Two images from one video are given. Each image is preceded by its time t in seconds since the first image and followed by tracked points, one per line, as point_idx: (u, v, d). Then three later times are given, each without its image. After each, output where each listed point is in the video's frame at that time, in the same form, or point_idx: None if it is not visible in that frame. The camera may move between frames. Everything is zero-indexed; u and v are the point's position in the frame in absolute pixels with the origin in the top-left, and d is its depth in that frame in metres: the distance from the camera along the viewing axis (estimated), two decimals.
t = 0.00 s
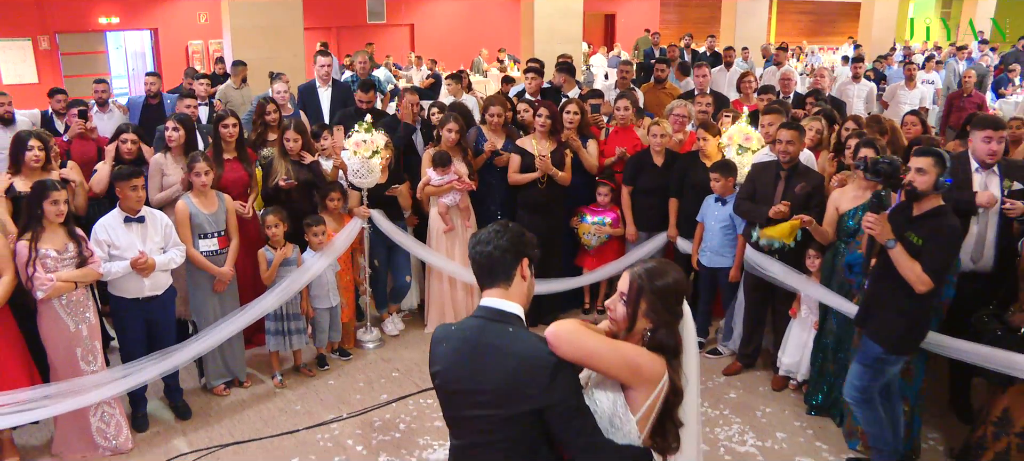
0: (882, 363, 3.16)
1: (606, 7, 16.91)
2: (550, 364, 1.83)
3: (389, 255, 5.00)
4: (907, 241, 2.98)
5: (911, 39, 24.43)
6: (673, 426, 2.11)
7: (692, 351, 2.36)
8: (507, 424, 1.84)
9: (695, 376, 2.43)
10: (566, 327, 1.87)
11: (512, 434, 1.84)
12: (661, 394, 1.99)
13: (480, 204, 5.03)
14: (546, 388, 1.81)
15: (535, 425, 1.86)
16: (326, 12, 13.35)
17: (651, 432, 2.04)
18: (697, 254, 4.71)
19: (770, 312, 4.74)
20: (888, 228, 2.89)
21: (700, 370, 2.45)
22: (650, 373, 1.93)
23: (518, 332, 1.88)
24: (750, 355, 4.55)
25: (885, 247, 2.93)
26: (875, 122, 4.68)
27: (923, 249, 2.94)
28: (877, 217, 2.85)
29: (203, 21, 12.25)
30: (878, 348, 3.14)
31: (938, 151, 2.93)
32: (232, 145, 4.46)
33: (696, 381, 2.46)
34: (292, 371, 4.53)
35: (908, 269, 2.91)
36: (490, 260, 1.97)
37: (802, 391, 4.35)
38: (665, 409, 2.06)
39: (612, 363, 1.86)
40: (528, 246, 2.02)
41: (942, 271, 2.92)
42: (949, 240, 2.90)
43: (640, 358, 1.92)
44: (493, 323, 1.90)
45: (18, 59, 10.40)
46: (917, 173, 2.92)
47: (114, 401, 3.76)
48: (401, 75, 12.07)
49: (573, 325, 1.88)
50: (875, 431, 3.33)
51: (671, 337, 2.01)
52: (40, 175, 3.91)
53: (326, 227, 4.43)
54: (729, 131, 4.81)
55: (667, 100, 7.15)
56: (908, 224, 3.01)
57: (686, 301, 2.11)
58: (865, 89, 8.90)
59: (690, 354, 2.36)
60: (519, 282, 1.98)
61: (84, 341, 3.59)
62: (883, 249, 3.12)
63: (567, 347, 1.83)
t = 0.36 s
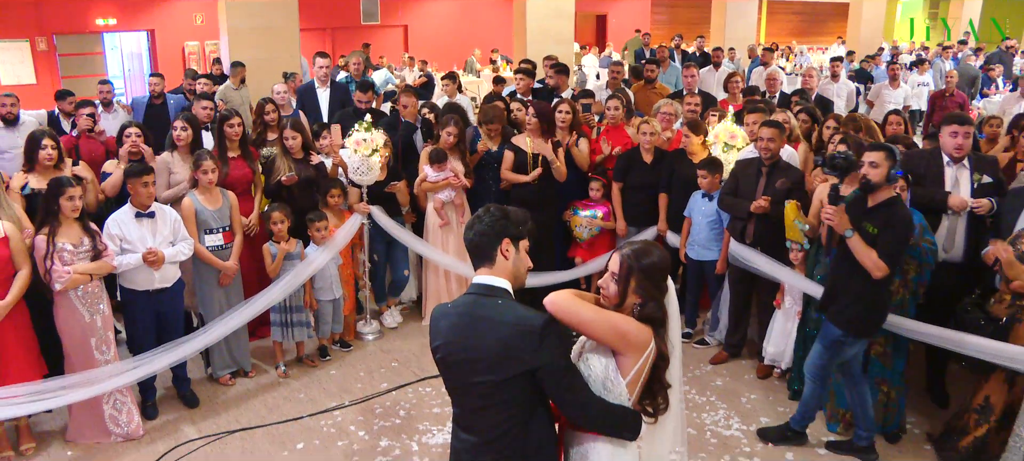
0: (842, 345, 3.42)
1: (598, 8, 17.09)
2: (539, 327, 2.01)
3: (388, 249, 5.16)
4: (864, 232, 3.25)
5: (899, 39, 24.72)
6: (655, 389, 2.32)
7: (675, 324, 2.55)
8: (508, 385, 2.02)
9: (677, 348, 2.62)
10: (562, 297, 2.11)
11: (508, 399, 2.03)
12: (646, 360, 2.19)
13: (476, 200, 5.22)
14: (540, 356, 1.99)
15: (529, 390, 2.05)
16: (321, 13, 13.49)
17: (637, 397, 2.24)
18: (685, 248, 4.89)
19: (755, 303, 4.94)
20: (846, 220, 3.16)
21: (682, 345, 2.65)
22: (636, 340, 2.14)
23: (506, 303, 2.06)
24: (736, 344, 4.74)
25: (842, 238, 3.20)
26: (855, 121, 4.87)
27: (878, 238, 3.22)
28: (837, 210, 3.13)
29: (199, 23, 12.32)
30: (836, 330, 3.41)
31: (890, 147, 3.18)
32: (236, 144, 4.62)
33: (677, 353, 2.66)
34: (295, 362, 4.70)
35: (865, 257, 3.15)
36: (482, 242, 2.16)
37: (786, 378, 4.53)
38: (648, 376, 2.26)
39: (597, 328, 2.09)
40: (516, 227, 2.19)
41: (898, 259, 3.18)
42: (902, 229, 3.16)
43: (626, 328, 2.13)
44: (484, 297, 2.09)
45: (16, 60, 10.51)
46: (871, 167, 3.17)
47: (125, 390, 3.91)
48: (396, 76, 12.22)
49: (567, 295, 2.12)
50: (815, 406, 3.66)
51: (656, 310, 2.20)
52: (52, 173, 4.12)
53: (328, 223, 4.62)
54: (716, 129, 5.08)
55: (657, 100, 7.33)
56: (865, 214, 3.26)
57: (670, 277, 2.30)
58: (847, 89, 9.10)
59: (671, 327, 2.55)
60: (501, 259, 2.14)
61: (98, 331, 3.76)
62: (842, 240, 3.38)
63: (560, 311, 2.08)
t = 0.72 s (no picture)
0: (802, 329, 3.65)
1: (591, 8, 17.26)
2: (538, 313, 2.17)
3: (387, 245, 5.34)
4: (819, 222, 3.51)
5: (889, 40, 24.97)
6: (644, 371, 2.49)
7: (662, 314, 2.71)
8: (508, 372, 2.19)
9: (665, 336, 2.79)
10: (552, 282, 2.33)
11: (507, 380, 2.21)
12: (636, 343, 2.37)
13: (471, 196, 5.40)
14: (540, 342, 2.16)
15: (529, 374, 2.22)
16: (317, 14, 13.64)
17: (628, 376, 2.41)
18: (674, 242, 5.08)
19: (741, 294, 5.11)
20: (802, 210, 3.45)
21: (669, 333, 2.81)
22: (623, 323, 2.31)
23: (508, 292, 2.22)
24: (722, 335, 4.93)
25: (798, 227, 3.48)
26: (837, 120, 5.07)
27: (832, 228, 3.49)
28: (793, 201, 3.41)
29: (196, 23, 12.43)
30: (796, 316, 3.66)
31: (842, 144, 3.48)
32: (238, 141, 4.77)
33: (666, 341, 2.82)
34: (297, 352, 4.87)
35: (820, 246, 3.44)
36: (484, 234, 2.32)
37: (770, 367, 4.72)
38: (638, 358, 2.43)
39: (587, 312, 2.28)
40: (518, 220, 2.34)
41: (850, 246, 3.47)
42: (853, 219, 3.47)
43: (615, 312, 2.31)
44: (486, 286, 2.25)
45: (16, 60, 10.64)
46: (825, 161, 3.46)
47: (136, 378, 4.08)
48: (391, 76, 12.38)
49: (561, 281, 2.33)
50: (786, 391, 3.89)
51: (644, 296, 2.37)
52: (64, 170, 4.29)
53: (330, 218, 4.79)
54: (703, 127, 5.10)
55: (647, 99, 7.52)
56: (818, 206, 3.53)
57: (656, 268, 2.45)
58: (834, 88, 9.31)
59: (659, 316, 2.71)
60: (500, 251, 2.30)
61: (110, 321, 3.93)
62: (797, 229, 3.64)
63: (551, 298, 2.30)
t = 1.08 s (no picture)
0: (770, 315, 3.93)
1: (587, 9, 17.46)
2: (547, 318, 2.30)
3: (387, 241, 5.52)
4: (780, 212, 3.83)
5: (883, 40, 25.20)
6: (633, 365, 2.63)
7: (649, 309, 2.86)
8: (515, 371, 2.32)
9: (652, 330, 2.94)
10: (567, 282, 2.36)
11: (516, 376, 2.32)
12: (626, 338, 2.52)
13: (467, 193, 5.58)
14: (546, 337, 2.29)
15: (534, 371, 2.34)
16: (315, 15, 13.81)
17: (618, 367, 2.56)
18: (664, 237, 5.28)
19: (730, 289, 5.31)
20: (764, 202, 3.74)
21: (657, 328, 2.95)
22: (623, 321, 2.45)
23: (520, 294, 2.33)
24: (710, 327, 5.12)
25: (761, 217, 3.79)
26: (821, 120, 5.26)
27: (792, 217, 3.81)
28: (756, 193, 3.70)
29: (196, 24, 12.59)
30: (763, 305, 3.93)
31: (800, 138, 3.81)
32: (242, 141, 4.93)
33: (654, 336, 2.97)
34: (300, 344, 5.05)
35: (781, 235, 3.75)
36: (502, 235, 2.40)
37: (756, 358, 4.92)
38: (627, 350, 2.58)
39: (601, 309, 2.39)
40: (525, 222, 2.43)
41: (809, 234, 3.80)
42: (808, 210, 3.79)
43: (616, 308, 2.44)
44: (500, 286, 2.36)
45: (19, 61, 10.78)
46: (784, 155, 3.78)
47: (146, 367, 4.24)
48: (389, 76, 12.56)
49: (579, 290, 2.35)
50: (767, 379, 4.12)
51: (632, 289, 2.54)
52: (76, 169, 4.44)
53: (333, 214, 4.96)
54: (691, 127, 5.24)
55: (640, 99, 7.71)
56: (779, 197, 3.86)
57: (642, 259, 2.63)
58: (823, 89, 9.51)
59: (647, 311, 2.86)
60: (516, 253, 2.39)
61: (121, 313, 4.10)
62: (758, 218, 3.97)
63: (573, 308, 2.33)
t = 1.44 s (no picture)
0: (742, 304, 4.13)
1: (583, 10, 17.65)
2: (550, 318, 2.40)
3: (387, 237, 5.69)
4: (744, 205, 4.05)
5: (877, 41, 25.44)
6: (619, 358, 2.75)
7: (632, 304, 2.89)
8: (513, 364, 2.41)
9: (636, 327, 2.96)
10: (569, 337, 2.37)
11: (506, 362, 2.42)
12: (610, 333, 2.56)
13: (463, 191, 5.75)
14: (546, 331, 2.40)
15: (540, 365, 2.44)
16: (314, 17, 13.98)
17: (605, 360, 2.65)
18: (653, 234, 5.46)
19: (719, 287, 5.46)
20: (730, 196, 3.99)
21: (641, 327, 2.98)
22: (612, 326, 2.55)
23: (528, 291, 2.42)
24: (698, 320, 5.30)
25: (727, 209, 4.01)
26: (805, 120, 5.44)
27: (756, 209, 4.02)
28: (722, 188, 3.97)
29: (196, 25, 12.74)
30: (734, 294, 4.13)
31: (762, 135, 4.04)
32: (246, 141, 5.13)
33: (638, 335, 2.99)
34: (302, 336, 5.23)
35: (747, 226, 3.95)
36: (509, 235, 2.48)
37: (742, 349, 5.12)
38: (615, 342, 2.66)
39: (593, 334, 2.47)
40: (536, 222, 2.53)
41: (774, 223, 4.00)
42: (771, 200, 3.99)
43: (597, 315, 2.53)
44: (508, 283, 2.42)
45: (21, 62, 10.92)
46: (747, 150, 3.99)
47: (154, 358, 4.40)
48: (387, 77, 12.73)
49: (576, 342, 2.39)
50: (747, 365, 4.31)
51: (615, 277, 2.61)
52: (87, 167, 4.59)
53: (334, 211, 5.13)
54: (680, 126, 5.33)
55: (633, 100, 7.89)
56: (744, 191, 4.06)
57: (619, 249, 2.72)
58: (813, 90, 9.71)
59: (630, 307, 2.89)
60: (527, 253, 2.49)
61: (131, 306, 4.25)
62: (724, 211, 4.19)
63: (582, 362, 2.40)
